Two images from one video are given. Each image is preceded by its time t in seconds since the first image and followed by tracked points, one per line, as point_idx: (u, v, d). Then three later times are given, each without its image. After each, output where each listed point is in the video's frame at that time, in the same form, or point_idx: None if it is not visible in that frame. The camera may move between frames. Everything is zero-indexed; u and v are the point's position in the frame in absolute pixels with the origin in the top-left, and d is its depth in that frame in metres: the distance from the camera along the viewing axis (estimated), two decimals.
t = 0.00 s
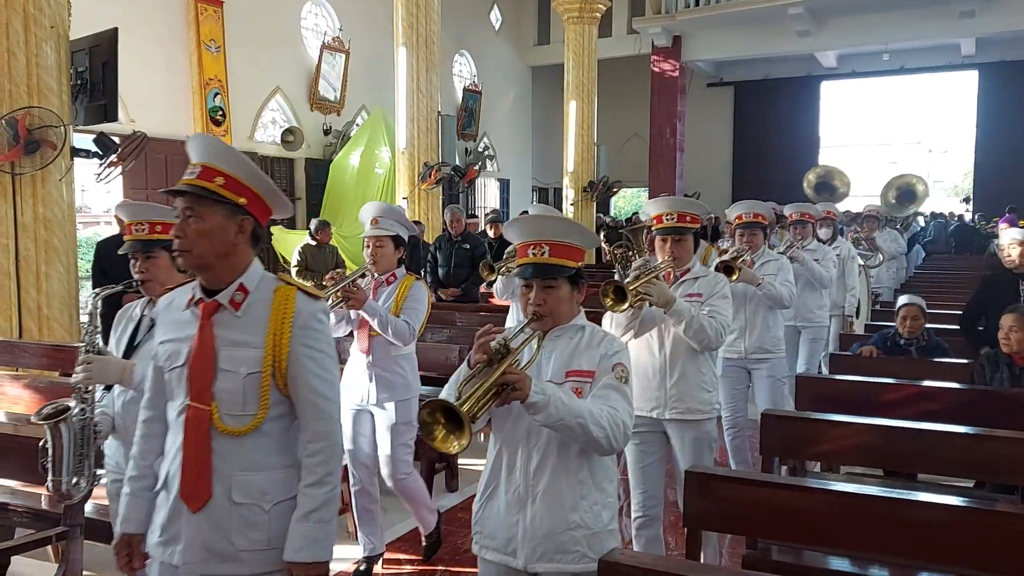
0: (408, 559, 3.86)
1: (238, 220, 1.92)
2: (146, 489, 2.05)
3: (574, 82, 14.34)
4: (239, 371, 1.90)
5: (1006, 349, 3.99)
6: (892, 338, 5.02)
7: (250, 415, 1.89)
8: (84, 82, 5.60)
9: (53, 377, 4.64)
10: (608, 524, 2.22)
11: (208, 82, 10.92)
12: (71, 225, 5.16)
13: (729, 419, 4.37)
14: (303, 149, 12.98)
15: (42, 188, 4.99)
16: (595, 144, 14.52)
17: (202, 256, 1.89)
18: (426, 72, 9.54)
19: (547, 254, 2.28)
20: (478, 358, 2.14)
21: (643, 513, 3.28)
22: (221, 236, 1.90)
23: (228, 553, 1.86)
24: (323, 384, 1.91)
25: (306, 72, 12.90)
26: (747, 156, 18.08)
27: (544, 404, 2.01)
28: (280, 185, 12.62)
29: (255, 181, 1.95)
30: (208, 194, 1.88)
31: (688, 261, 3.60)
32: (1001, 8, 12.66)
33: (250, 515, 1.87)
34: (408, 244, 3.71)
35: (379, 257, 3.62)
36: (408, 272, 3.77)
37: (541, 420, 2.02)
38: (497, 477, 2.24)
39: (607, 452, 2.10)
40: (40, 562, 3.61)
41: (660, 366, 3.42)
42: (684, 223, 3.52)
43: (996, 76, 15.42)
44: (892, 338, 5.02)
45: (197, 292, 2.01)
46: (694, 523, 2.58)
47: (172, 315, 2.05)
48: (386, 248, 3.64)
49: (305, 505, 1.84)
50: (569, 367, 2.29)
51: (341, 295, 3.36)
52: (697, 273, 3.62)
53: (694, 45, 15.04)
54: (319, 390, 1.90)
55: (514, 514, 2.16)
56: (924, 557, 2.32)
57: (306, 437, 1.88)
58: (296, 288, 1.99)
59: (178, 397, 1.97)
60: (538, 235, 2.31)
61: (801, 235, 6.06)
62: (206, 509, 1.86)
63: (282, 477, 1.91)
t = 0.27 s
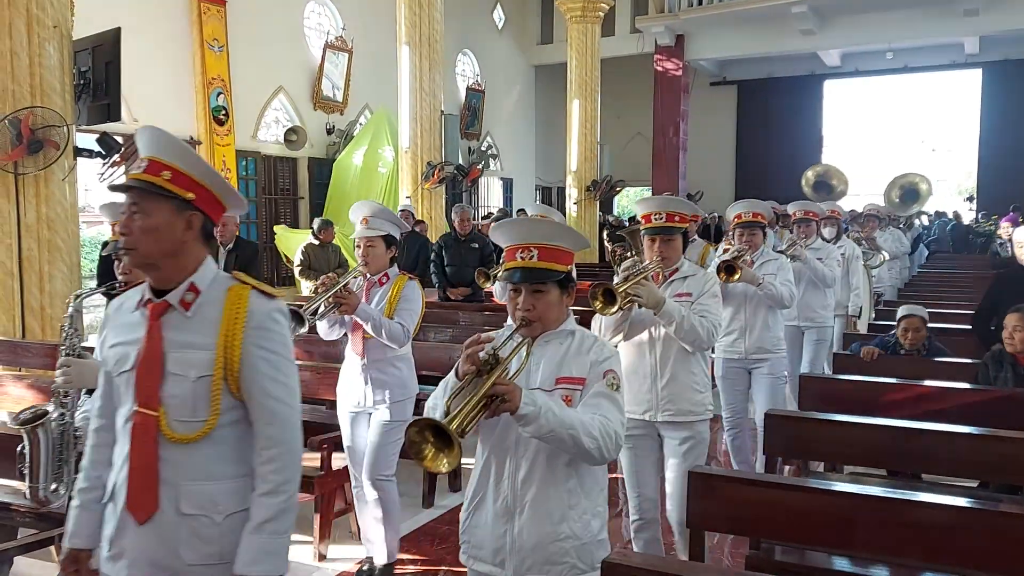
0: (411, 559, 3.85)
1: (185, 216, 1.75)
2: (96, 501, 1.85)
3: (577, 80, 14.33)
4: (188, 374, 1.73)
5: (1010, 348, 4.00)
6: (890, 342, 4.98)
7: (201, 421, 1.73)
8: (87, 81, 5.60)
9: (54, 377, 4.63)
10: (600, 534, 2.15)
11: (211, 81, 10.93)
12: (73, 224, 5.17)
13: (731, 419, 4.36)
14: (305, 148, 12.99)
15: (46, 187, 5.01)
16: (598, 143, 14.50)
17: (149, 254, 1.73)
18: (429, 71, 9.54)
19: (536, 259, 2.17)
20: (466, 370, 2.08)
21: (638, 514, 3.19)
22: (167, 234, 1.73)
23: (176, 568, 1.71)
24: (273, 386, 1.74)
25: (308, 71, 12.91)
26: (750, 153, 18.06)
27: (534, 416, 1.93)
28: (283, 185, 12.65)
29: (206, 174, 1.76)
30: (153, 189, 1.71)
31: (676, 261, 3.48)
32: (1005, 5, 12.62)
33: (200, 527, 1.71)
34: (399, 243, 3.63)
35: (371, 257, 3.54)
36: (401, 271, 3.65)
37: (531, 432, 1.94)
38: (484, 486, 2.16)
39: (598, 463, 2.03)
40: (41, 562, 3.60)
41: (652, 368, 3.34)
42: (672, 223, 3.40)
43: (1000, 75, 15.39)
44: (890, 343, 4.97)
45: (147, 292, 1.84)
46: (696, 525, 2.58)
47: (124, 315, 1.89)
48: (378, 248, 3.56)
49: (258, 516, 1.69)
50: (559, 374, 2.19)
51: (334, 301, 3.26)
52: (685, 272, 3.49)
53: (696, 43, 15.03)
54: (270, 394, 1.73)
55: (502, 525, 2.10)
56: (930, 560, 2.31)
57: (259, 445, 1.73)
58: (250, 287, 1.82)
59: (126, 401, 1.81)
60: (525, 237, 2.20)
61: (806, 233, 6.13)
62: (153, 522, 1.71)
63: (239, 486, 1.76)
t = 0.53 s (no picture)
0: (411, 561, 3.85)
1: (139, 216, 1.72)
2: (54, 510, 1.86)
3: (579, 80, 14.30)
4: (143, 382, 1.71)
5: (1011, 348, 4.01)
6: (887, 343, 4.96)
7: (157, 429, 1.71)
8: (87, 82, 5.58)
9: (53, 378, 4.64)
10: (593, 545, 2.13)
11: (211, 82, 10.92)
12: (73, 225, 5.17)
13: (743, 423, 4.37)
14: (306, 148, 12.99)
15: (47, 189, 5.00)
16: (600, 143, 14.48)
17: (105, 258, 1.71)
18: (430, 70, 9.51)
19: (524, 265, 2.12)
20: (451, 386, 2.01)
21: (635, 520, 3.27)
22: (120, 235, 1.71)
23: None
24: (230, 393, 1.71)
25: (309, 71, 12.89)
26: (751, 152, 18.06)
27: (523, 430, 1.92)
28: (284, 185, 12.66)
29: (159, 172, 1.74)
30: (105, 189, 1.69)
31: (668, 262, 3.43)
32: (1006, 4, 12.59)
33: (159, 539, 1.70)
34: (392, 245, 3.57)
35: (363, 260, 3.49)
36: (394, 274, 3.58)
37: (520, 446, 1.93)
38: (475, 497, 2.15)
39: (590, 475, 2.02)
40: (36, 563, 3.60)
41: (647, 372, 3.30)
42: (664, 225, 3.34)
43: (1002, 74, 15.36)
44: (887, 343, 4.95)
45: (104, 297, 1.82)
46: (699, 527, 2.57)
47: (80, 320, 1.86)
48: (370, 252, 3.50)
49: (210, 528, 1.66)
50: (549, 382, 2.16)
51: (323, 308, 3.25)
52: (678, 274, 3.46)
53: (698, 43, 15.00)
54: (226, 401, 1.70)
55: (493, 537, 2.08)
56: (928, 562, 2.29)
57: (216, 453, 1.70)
58: (208, 289, 1.78)
59: (83, 409, 1.79)
60: (510, 242, 2.15)
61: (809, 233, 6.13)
62: (110, 534, 1.70)
63: (198, 496, 1.74)
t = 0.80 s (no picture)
0: (410, 562, 3.86)
1: (124, 219, 1.74)
2: (37, 518, 1.89)
3: (579, 81, 14.31)
4: (123, 388, 1.72)
5: (1007, 350, 4.00)
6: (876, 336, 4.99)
7: (136, 436, 1.73)
8: (87, 83, 5.57)
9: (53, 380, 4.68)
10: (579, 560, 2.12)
11: (211, 82, 10.93)
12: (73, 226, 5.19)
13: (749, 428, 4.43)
14: (307, 149, 13.01)
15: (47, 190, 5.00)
16: (600, 144, 14.49)
17: (86, 261, 1.72)
18: (431, 71, 9.51)
19: (512, 271, 2.13)
20: (433, 396, 1.99)
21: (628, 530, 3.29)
22: (104, 238, 1.72)
23: None
24: (213, 399, 1.73)
25: (310, 72, 12.90)
26: (751, 154, 18.10)
27: (506, 444, 1.89)
28: (284, 186, 12.68)
29: (143, 175, 1.75)
30: (88, 192, 1.69)
31: (663, 269, 3.41)
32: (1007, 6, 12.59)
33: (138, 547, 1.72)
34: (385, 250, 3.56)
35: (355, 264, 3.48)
36: (385, 280, 3.57)
37: (502, 459, 1.90)
38: (459, 510, 2.14)
39: (575, 488, 2.01)
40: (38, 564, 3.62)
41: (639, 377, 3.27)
42: (660, 229, 3.36)
43: (1002, 76, 15.38)
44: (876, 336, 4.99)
45: (84, 300, 1.83)
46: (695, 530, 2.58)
47: (60, 323, 1.87)
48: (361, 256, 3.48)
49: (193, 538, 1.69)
50: (535, 392, 2.16)
51: (308, 310, 3.26)
52: (674, 280, 3.43)
53: (698, 44, 15.01)
54: (209, 407, 1.72)
55: (478, 551, 2.08)
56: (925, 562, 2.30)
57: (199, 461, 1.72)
58: (191, 294, 1.80)
59: (61, 414, 1.81)
60: (501, 249, 2.17)
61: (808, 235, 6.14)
62: (85, 543, 1.73)
63: (179, 503, 1.76)
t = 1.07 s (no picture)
0: (409, 564, 3.85)
1: (110, 225, 1.73)
2: (15, 529, 1.87)
3: (578, 81, 14.31)
4: (104, 396, 1.70)
5: (1005, 350, 3.99)
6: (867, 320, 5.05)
7: (117, 445, 1.70)
8: (86, 84, 5.56)
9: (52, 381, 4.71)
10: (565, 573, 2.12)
11: (210, 83, 10.92)
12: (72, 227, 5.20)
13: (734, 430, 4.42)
14: (305, 150, 13.01)
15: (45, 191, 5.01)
16: (599, 144, 14.48)
17: (71, 267, 1.70)
18: (429, 72, 9.51)
19: (503, 271, 2.13)
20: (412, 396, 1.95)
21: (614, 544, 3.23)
22: (90, 244, 1.71)
23: None
24: (199, 407, 1.72)
25: (308, 72, 12.88)
26: (750, 154, 18.12)
27: (488, 447, 1.89)
28: (282, 187, 12.65)
29: (130, 181, 1.75)
30: (74, 197, 1.69)
31: (661, 272, 3.40)
32: (1004, 5, 12.60)
33: (116, 558, 1.70)
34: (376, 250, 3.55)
35: (346, 265, 3.46)
36: (377, 282, 3.55)
37: (485, 464, 1.90)
38: (442, 518, 2.13)
39: (560, 497, 2.00)
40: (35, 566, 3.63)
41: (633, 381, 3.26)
42: (659, 231, 3.33)
43: (1000, 75, 15.38)
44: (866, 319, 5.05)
45: (65, 306, 1.81)
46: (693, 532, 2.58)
47: (40, 331, 1.86)
48: (353, 257, 3.47)
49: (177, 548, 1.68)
50: (523, 398, 2.15)
51: (294, 310, 3.26)
52: (671, 283, 3.41)
53: (696, 44, 15.02)
54: (194, 415, 1.71)
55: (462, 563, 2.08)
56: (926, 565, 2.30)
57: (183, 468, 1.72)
58: (174, 300, 1.79)
59: (40, 423, 1.78)
60: (495, 248, 2.15)
61: (802, 236, 6.13)
62: (64, 554, 1.70)
63: (160, 514, 1.74)
